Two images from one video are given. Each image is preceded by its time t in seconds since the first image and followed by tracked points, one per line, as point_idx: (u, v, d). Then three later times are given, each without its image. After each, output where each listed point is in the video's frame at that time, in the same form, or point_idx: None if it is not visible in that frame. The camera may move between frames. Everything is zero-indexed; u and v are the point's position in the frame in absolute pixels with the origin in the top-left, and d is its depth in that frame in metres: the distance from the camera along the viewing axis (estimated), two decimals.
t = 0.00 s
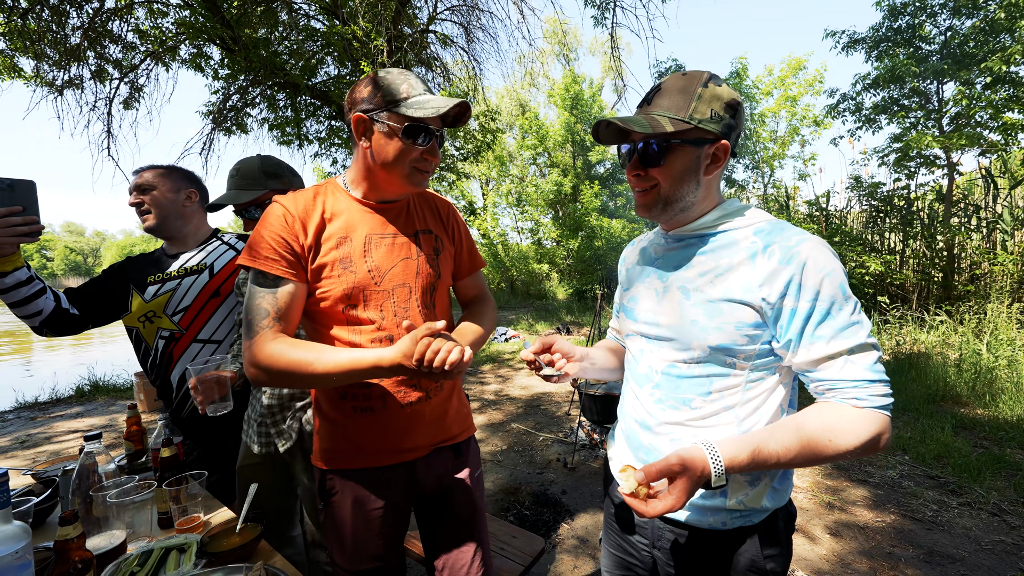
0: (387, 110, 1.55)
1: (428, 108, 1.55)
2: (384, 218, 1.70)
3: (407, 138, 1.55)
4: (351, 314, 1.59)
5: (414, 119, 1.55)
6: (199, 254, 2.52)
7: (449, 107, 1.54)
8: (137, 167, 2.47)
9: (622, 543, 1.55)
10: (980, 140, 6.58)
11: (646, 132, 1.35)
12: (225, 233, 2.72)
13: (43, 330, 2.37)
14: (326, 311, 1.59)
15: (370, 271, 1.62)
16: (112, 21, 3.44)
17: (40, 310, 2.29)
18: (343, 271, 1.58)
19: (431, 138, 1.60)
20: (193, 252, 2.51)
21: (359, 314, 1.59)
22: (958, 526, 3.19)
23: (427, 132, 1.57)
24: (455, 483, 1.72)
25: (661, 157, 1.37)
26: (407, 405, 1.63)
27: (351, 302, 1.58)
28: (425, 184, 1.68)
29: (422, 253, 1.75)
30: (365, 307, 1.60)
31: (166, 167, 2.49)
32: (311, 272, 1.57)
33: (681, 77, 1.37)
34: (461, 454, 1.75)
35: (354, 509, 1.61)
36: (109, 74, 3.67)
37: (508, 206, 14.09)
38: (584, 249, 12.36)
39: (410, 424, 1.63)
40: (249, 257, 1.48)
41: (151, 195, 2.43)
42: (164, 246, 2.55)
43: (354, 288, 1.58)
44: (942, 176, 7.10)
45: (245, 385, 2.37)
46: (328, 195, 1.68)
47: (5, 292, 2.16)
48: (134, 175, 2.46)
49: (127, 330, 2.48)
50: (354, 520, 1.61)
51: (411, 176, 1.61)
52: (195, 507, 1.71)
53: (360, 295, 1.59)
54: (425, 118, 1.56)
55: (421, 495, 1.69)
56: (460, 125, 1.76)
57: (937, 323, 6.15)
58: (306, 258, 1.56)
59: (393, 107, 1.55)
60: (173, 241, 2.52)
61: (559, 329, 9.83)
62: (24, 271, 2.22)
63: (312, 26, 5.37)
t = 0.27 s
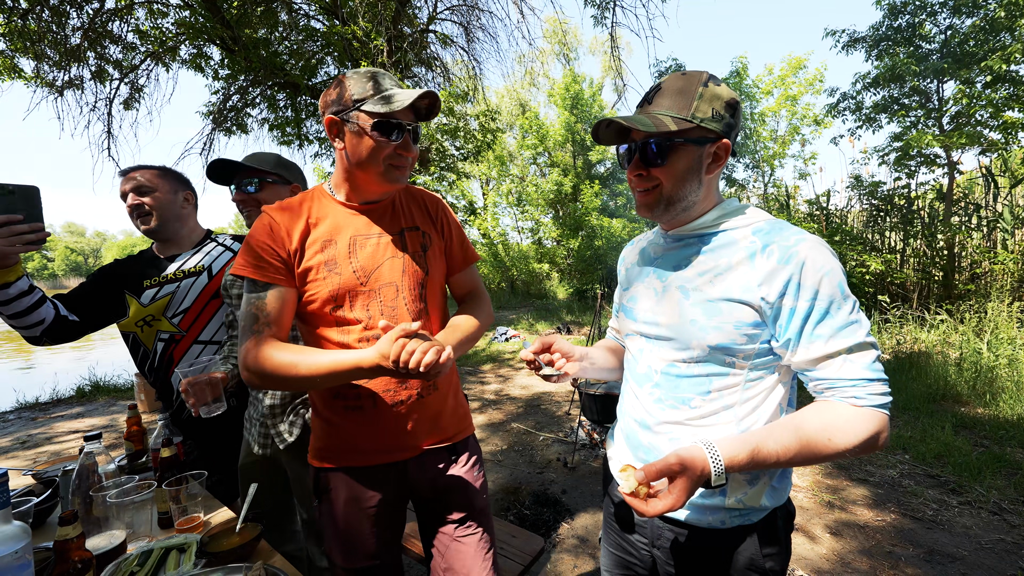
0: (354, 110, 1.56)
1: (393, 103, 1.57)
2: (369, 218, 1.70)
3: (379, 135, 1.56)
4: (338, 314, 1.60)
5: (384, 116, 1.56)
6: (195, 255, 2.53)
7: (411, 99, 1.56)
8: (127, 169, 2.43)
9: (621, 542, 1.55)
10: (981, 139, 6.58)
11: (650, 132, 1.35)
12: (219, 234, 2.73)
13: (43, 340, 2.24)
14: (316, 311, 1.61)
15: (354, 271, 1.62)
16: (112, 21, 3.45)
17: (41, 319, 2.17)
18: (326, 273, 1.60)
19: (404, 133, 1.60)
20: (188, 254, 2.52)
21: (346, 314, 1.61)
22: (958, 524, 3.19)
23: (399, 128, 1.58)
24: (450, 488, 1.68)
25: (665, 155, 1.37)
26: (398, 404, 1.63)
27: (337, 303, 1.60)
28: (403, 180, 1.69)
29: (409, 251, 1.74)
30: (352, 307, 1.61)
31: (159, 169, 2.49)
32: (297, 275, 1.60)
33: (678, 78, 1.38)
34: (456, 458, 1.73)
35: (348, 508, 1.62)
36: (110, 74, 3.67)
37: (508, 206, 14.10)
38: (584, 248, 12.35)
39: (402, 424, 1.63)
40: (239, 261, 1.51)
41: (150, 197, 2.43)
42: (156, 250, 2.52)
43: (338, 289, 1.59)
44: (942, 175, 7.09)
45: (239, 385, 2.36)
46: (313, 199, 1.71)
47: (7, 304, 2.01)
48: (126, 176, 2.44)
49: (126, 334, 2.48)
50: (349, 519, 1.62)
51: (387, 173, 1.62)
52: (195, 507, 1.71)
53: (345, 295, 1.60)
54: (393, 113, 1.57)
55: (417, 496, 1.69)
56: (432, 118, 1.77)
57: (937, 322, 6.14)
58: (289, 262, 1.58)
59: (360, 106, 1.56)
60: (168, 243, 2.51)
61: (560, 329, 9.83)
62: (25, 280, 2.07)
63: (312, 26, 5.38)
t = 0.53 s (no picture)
0: (343, 108, 1.56)
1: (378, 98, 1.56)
2: (363, 218, 1.70)
3: (368, 132, 1.56)
4: (330, 313, 1.60)
5: (373, 113, 1.56)
6: (190, 258, 2.51)
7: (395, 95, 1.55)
8: (126, 167, 2.40)
9: (620, 541, 1.55)
10: (981, 138, 6.58)
11: (653, 131, 1.34)
12: (207, 236, 2.71)
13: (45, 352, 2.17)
14: (309, 310, 1.62)
15: (346, 270, 1.62)
16: (111, 21, 3.44)
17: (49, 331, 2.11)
18: (319, 272, 1.60)
19: (394, 130, 1.61)
20: (183, 257, 2.50)
21: (339, 313, 1.60)
22: (958, 524, 3.19)
23: (389, 125, 1.59)
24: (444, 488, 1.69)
25: (665, 155, 1.36)
26: (391, 404, 1.63)
27: (328, 301, 1.60)
28: (395, 178, 1.69)
29: (401, 250, 1.72)
30: (343, 305, 1.60)
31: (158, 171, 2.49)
32: (290, 275, 1.60)
33: (679, 77, 1.38)
34: (453, 460, 1.72)
35: (345, 509, 1.62)
36: (109, 74, 3.67)
37: (508, 206, 14.10)
38: (584, 248, 12.33)
39: (396, 424, 1.63)
40: (238, 261, 1.54)
41: (156, 198, 2.42)
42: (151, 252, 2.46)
43: (330, 287, 1.59)
44: (942, 174, 7.09)
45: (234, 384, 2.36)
46: (309, 199, 1.71)
47: (16, 322, 1.95)
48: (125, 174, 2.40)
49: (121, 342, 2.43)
50: (345, 519, 1.62)
51: (377, 170, 1.62)
52: (194, 508, 1.70)
53: (337, 294, 1.60)
54: (383, 110, 1.57)
55: (414, 497, 1.69)
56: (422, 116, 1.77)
57: (938, 321, 6.13)
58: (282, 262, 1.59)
59: (349, 104, 1.55)
60: (162, 246, 2.47)
61: (560, 328, 9.83)
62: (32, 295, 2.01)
63: (313, 26, 5.38)
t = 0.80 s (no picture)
0: (346, 109, 1.55)
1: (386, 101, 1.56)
2: (362, 218, 1.70)
3: (371, 133, 1.56)
4: (330, 313, 1.60)
5: (376, 113, 1.56)
6: (193, 259, 2.51)
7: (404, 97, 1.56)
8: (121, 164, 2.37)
9: (619, 542, 1.55)
10: (981, 138, 6.58)
11: (653, 130, 1.34)
12: (207, 236, 2.70)
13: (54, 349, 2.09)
14: (308, 310, 1.61)
15: (346, 270, 1.61)
16: (111, 21, 3.44)
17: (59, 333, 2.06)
18: (318, 273, 1.59)
19: (396, 131, 1.60)
20: (185, 258, 2.49)
21: (338, 314, 1.60)
22: (958, 524, 3.18)
23: (391, 127, 1.59)
24: (442, 489, 1.69)
25: (665, 154, 1.36)
26: (390, 406, 1.63)
27: (327, 301, 1.59)
28: (396, 179, 1.69)
29: (400, 250, 1.72)
30: (342, 306, 1.60)
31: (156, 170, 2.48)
32: (289, 275, 1.60)
33: (678, 76, 1.38)
34: (451, 461, 1.72)
35: (343, 510, 1.62)
36: (109, 74, 3.67)
37: (508, 205, 14.10)
38: (584, 248, 12.31)
39: (395, 426, 1.63)
40: (233, 259, 1.52)
41: (157, 198, 2.42)
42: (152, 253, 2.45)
43: (329, 288, 1.59)
44: (943, 174, 7.08)
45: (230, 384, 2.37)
46: (307, 199, 1.70)
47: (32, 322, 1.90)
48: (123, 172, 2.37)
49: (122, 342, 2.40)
50: (343, 520, 1.62)
51: (379, 172, 1.62)
52: (192, 508, 1.70)
53: (336, 294, 1.59)
54: (385, 112, 1.57)
55: (411, 498, 1.68)
56: (424, 118, 1.77)
57: (938, 321, 6.13)
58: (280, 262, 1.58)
59: (352, 105, 1.55)
60: (165, 246, 2.47)
61: (560, 328, 9.83)
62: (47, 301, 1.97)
63: (312, 26, 5.37)
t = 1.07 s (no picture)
0: (349, 108, 1.55)
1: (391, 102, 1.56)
2: (361, 217, 1.70)
3: (372, 134, 1.56)
4: (330, 313, 1.60)
5: (379, 114, 1.56)
6: (198, 260, 2.52)
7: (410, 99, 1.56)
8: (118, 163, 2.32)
9: (617, 544, 1.54)
10: (980, 137, 6.58)
11: (648, 129, 1.34)
12: (211, 236, 2.71)
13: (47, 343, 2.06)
14: (307, 311, 1.61)
15: (346, 269, 1.61)
16: (110, 21, 3.43)
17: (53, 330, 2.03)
18: (317, 272, 1.58)
19: (397, 133, 1.60)
20: (190, 259, 2.50)
21: (337, 313, 1.60)
22: (958, 524, 3.18)
23: (393, 128, 1.58)
24: (441, 491, 1.69)
25: (661, 154, 1.36)
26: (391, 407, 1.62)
27: (327, 301, 1.59)
28: (396, 180, 1.69)
29: (400, 250, 1.72)
30: (343, 306, 1.60)
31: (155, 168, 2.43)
32: (287, 276, 1.60)
33: (674, 75, 1.38)
34: (449, 461, 1.72)
35: (342, 512, 1.62)
36: (108, 74, 3.66)
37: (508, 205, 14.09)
38: (584, 248, 12.28)
39: (396, 426, 1.62)
40: (229, 260, 1.52)
41: (154, 199, 2.38)
42: (155, 254, 2.44)
43: (329, 287, 1.58)
44: (942, 173, 7.09)
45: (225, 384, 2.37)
46: (305, 198, 1.70)
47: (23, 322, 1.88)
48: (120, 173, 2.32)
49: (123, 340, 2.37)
50: (341, 523, 1.61)
51: (379, 173, 1.62)
52: (189, 510, 1.70)
53: (337, 294, 1.59)
54: (386, 113, 1.57)
55: (410, 500, 1.68)
56: (425, 119, 1.77)
57: (937, 320, 6.13)
58: (278, 263, 1.58)
59: (355, 105, 1.54)
60: (167, 247, 2.46)
61: (559, 328, 9.82)
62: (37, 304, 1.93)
63: (311, 26, 5.36)
